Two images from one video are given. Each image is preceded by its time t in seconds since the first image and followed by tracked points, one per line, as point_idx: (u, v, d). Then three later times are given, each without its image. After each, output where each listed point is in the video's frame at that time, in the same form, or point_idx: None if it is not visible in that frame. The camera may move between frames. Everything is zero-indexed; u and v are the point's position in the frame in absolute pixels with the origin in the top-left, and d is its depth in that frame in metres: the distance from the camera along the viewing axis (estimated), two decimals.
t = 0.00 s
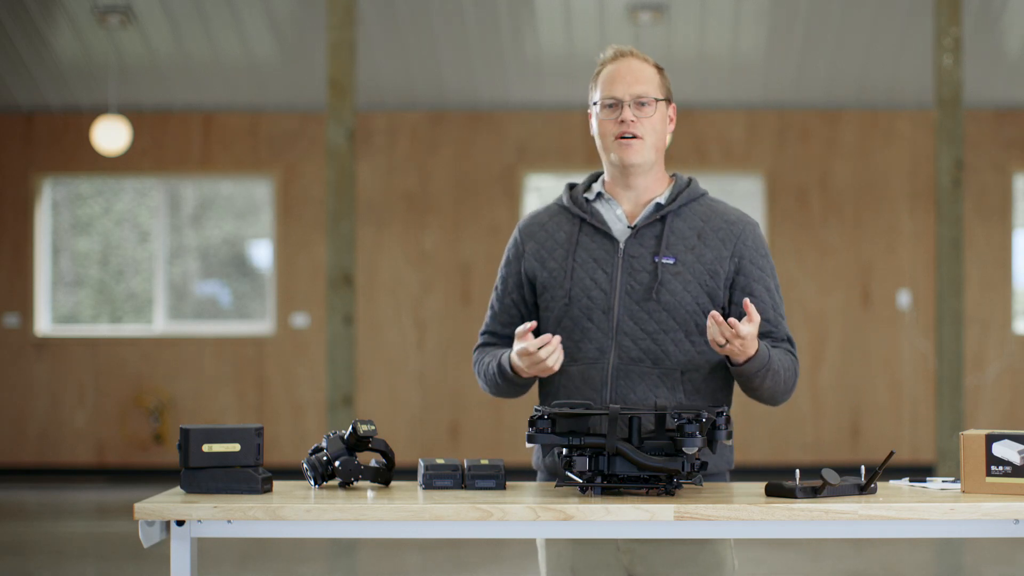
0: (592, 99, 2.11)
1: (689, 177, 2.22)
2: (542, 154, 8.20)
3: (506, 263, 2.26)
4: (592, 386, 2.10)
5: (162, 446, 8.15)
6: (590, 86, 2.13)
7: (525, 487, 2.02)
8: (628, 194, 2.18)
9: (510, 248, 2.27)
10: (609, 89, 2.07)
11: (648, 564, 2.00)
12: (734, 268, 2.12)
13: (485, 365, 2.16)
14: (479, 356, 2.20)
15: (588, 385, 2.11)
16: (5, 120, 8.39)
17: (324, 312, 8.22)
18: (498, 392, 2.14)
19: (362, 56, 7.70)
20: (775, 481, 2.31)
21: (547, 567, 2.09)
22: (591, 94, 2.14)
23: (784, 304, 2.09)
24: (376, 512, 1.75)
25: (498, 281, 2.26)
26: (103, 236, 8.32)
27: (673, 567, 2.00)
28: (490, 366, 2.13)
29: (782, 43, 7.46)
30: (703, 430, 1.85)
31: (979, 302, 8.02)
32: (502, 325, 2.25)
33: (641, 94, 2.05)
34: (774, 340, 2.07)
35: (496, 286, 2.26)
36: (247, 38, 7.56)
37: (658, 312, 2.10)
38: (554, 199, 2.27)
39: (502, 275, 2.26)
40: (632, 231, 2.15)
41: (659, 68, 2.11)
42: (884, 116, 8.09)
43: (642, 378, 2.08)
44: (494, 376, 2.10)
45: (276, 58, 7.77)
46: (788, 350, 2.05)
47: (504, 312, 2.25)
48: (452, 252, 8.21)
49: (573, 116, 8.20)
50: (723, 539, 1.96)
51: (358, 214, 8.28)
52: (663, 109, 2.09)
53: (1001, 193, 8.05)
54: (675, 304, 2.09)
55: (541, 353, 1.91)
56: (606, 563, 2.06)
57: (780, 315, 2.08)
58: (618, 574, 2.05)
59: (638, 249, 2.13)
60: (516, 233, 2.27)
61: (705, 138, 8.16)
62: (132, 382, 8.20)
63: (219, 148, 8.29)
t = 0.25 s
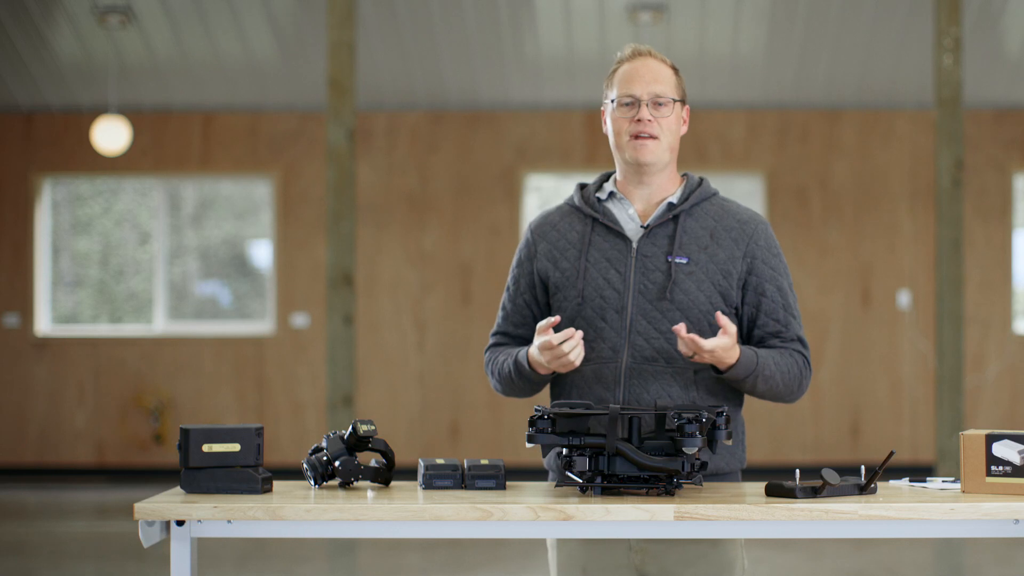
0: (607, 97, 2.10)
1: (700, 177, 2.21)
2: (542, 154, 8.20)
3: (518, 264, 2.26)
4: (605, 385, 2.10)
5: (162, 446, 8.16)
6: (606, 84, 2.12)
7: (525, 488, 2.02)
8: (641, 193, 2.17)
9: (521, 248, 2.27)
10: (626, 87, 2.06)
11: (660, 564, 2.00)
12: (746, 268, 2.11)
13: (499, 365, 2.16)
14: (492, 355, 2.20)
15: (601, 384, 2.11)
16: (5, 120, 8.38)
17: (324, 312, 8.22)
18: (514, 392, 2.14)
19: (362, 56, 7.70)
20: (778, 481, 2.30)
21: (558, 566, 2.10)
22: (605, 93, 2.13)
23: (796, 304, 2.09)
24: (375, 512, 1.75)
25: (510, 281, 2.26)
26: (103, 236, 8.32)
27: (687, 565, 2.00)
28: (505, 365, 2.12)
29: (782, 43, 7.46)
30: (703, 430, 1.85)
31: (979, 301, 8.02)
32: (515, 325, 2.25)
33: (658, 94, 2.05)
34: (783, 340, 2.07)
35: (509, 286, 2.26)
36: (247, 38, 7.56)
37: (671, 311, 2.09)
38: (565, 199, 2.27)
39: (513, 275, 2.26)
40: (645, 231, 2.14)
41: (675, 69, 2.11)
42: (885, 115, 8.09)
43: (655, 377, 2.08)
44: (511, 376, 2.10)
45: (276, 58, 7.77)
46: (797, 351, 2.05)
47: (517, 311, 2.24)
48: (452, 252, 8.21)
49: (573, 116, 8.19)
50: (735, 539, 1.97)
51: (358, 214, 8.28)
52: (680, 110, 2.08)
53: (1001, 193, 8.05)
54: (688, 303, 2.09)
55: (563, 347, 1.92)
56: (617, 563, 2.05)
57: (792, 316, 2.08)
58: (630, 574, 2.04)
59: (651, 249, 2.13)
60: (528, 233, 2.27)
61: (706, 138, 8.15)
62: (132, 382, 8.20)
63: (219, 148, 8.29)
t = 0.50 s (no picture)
0: (623, 96, 2.09)
1: (709, 177, 2.21)
2: (542, 154, 8.20)
3: (526, 262, 2.26)
4: (613, 384, 2.10)
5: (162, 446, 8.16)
6: (622, 81, 2.11)
7: (525, 487, 2.02)
8: (651, 193, 2.17)
9: (530, 247, 2.27)
10: (644, 86, 2.05)
11: (670, 563, 2.01)
12: (756, 268, 2.11)
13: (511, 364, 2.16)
14: (502, 355, 2.20)
15: (609, 383, 2.11)
16: (5, 119, 8.39)
17: (324, 312, 8.23)
18: (525, 392, 2.13)
19: (362, 56, 7.70)
20: (779, 480, 2.31)
21: (566, 565, 2.09)
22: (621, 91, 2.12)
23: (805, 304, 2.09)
24: (376, 512, 1.75)
25: (518, 280, 2.26)
26: (103, 236, 8.31)
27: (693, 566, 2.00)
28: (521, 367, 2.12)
29: (782, 42, 7.46)
30: (703, 430, 1.85)
31: (979, 302, 8.02)
32: (524, 324, 2.25)
33: (676, 95, 2.04)
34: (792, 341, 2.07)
35: (517, 285, 2.26)
36: (246, 38, 7.56)
37: (680, 311, 2.09)
38: (575, 198, 2.27)
39: (522, 274, 2.26)
40: (654, 231, 2.14)
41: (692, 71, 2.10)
42: (885, 115, 8.09)
43: (664, 377, 2.08)
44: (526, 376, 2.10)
45: (276, 58, 7.77)
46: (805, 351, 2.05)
47: (526, 310, 2.24)
48: (452, 252, 8.21)
49: (573, 116, 8.19)
50: (746, 539, 1.97)
51: (358, 215, 8.28)
52: (695, 113, 2.08)
53: (1001, 193, 8.04)
54: (697, 303, 2.09)
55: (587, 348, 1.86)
56: (625, 564, 2.05)
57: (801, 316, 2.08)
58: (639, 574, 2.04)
59: (660, 248, 2.13)
60: (537, 232, 2.27)
61: (705, 138, 8.15)
62: (132, 382, 8.20)
63: (219, 147, 8.29)
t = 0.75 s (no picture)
0: (638, 94, 2.09)
1: (717, 178, 2.22)
2: (542, 154, 8.20)
3: (533, 262, 2.26)
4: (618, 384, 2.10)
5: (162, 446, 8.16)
6: (637, 80, 2.10)
7: (525, 487, 2.02)
8: (659, 193, 2.17)
9: (537, 246, 2.27)
10: (660, 87, 2.05)
11: (675, 564, 2.01)
12: (762, 269, 2.11)
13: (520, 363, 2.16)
14: (510, 355, 2.21)
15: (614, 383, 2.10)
16: (5, 120, 8.39)
17: (324, 312, 8.23)
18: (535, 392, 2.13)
19: (362, 56, 7.70)
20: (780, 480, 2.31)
21: (571, 565, 2.09)
22: (634, 89, 2.11)
23: (811, 306, 2.10)
24: (376, 512, 1.75)
25: (525, 279, 2.26)
26: (103, 236, 8.31)
27: (700, 565, 2.02)
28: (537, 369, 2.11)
29: (782, 42, 7.46)
30: (703, 430, 1.85)
31: (979, 302, 8.02)
32: (531, 323, 2.25)
33: (692, 97, 2.05)
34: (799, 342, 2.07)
35: (525, 284, 2.26)
36: (246, 38, 7.56)
37: (686, 311, 2.09)
38: (582, 198, 2.27)
39: (529, 273, 2.26)
40: (661, 231, 2.15)
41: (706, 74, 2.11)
42: (885, 115, 8.09)
43: (669, 377, 2.08)
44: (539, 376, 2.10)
45: (276, 58, 7.77)
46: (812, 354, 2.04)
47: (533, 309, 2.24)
48: (452, 252, 8.21)
49: (573, 116, 8.19)
50: (753, 540, 2.00)
51: (358, 215, 8.28)
52: (709, 115, 2.09)
53: (1001, 193, 8.04)
54: (702, 303, 2.09)
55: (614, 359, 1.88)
56: (631, 565, 2.04)
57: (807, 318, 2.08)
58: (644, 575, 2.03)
59: (666, 248, 2.13)
60: (544, 232, 2.27)
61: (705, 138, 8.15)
62: (132, 382, 8.20)
63: (219, 148, 8.29)
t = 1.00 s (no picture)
0: (647, 95, 2.09)
1: (726, 178, 2.21)
2: (542, 154, 8.20)
3: (540, 258, 2.26)
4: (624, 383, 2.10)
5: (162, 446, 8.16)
6: (646, 81, 2.10)
7: (525, 487, 2.02)
8: (668, 194, 2.17)
9: (544, 243, 2.26)
10: (669, 88, 2.05)
11: (679, 564, 2.02)
12: (770, 271, 2.11)
13: (527, 361, 2.15)
14: (516, 352, 2.20)
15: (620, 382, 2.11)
16: (5, 120, 8.39)
17: (324, 312, 8.23)
18: (540, 390, 2.13)
19: (362, 56, 7.70)
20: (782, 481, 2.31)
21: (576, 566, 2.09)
22: (644, 90, 2.12)
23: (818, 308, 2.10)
24: (376, 512, 1.74)
25: (532, 276, 2.25)
26: (103, 236, 8.31)
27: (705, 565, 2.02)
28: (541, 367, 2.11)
29: (782, 42, 7.46)
30: (703, 430, 1.85)
31: (979, 302, 8.02)
32: (538, 321, 2.24)
33: (701, 99, 2.05)
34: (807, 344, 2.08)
35: (532, 280, 2.25)
36: (246, 38, 7.56)
37: (693, 311, 2.09)
38: (590, 196, 2.27)
39: (536, 269, 2.25)
40: (669, 230, 2.14)
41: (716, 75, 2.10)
42: (885, 115, 8.09)
43: (676, 377, 2.08)
44: (544, 374, 2.10)
45: (276, 58, 7.77)
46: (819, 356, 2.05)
47: (540, 306, 2.23)
48: (452, 252, 8.21)
49: (573, 116, 8.19)
50: (758, 540, 1.99)
51: (358, 215, 8.28)
52: (718, 117, 2.08)
53: (1001, 193, 8.04)
54: (710, 304, 2.09)
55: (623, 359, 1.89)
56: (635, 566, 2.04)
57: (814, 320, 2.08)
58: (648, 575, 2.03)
59: (675, 248, 2.13)
60: (552, 228, 2.26)
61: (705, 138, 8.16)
62: (132, 382, 8.20)
63: (219, 148, 8.29)
